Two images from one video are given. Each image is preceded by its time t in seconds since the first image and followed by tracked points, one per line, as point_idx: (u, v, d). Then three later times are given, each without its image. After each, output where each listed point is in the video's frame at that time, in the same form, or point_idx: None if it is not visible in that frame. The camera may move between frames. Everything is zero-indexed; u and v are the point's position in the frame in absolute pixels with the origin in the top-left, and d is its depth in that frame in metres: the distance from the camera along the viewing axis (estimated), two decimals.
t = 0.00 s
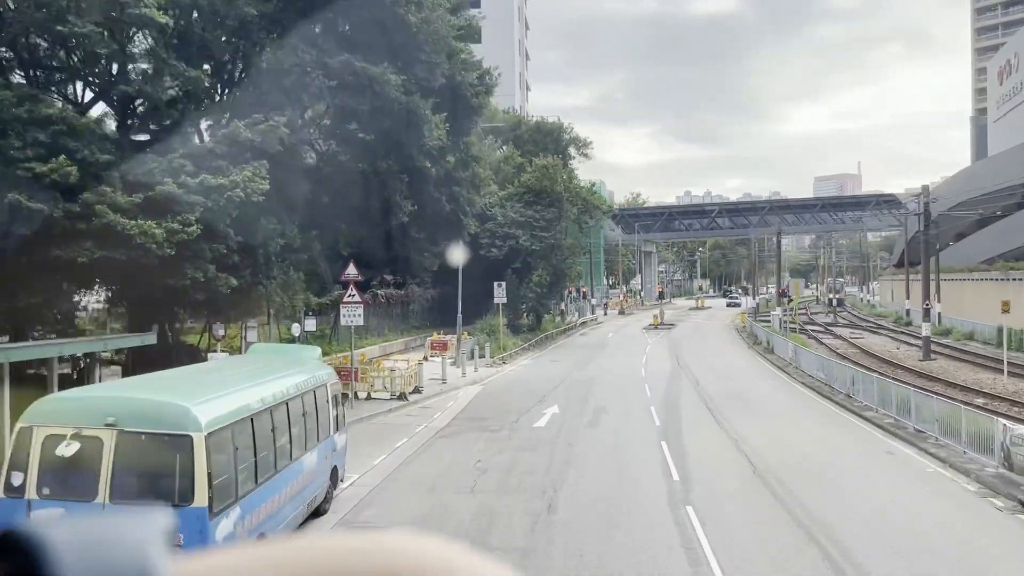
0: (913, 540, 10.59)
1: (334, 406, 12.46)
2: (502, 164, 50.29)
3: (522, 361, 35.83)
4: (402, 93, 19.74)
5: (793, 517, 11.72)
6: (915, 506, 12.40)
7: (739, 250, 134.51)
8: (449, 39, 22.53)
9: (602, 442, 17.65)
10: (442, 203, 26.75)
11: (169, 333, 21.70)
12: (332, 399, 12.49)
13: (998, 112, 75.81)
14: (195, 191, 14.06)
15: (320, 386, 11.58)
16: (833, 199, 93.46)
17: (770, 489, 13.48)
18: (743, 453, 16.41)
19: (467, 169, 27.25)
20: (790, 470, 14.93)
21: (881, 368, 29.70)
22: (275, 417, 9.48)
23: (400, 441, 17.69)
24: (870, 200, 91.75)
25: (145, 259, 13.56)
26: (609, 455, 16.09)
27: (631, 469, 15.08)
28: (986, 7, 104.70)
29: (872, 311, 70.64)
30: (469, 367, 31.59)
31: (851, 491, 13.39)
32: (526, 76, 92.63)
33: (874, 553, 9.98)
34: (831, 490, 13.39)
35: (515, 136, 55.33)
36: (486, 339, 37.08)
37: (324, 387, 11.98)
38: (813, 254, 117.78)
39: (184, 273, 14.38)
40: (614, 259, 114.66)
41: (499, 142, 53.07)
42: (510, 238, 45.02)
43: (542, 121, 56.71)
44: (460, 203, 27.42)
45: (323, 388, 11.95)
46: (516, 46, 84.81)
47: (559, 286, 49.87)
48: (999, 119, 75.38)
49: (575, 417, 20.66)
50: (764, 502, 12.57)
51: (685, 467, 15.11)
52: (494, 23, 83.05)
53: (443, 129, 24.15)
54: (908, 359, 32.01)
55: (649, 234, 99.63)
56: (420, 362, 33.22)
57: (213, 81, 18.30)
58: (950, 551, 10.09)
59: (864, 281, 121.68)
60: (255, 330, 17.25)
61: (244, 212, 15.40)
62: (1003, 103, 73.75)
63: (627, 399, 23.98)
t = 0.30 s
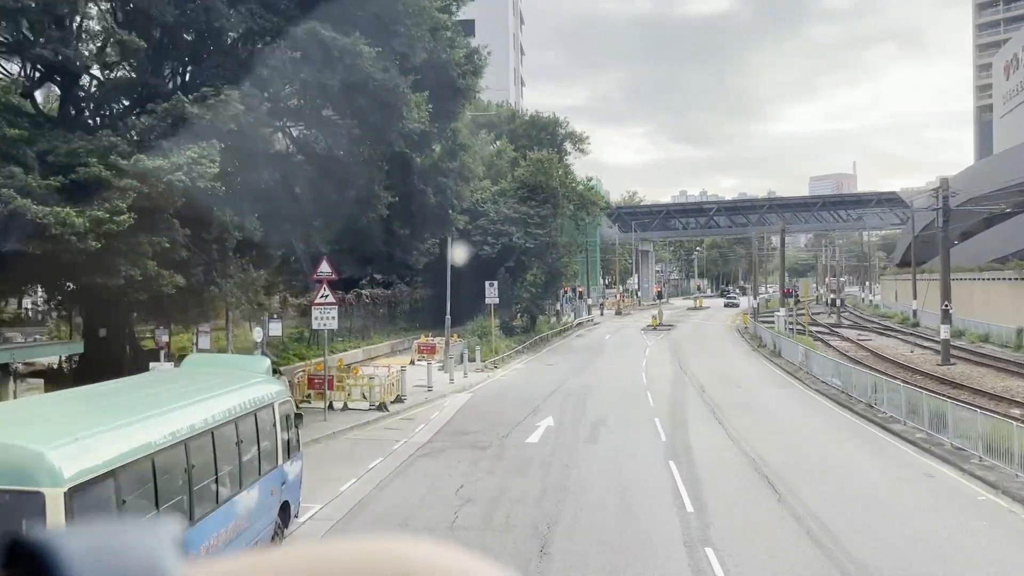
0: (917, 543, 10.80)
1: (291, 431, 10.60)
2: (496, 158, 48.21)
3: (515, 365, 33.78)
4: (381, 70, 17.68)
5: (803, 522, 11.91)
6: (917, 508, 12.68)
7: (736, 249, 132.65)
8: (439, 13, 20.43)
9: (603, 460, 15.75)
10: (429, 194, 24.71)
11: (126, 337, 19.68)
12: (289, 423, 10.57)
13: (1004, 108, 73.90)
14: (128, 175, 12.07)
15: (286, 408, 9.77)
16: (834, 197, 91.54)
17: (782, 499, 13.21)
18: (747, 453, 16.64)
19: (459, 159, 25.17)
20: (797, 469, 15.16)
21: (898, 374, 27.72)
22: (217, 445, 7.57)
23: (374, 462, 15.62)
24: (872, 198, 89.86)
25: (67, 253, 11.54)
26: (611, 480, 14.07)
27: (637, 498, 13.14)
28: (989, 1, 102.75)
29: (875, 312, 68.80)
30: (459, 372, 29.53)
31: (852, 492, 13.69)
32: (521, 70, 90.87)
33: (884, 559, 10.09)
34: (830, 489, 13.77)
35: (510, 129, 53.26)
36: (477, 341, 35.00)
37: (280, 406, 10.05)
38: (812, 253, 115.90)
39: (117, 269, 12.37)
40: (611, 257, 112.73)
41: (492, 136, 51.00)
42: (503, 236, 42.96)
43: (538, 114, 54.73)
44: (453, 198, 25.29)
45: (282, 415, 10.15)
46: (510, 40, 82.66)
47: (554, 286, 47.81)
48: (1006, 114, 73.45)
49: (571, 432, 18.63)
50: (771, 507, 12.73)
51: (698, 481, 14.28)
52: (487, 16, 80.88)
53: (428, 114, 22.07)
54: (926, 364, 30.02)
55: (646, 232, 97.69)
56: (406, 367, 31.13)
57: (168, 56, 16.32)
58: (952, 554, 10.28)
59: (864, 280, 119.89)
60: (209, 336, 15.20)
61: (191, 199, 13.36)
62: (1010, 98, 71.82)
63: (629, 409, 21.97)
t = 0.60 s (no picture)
0: (923, 545, 10.50)
1: (226, 467, 8.58)
2: (488, 152, 46.23)
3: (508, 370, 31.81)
4: (352, 43, 15.76)
5: (806, 523, 11.60)
6: (921, 508, 12.41)
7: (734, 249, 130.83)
8: None
9: (604, 484, 13.82)
10: (412, 186, 22.78)
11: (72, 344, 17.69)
12: (222, 456, 8.51)
13: (1010, 103, 72.21)
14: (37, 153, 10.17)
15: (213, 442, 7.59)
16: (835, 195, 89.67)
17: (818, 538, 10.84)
18: (755, 463, 15.79)
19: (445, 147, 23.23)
20: (799, 472, 14.95)
21: (917, 380, 25.85)
22: (96, 498, 5.67)
23: (341, 488, 13.63)
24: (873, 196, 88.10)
25: None
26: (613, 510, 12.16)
27: (643, 533, 11.23)
28: None
29: (879, 313, 67.03)
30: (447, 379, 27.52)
31: (851, 492, 13.47)
32: (516, 65, 89.11)
33: (890, 562, 9.76)
34: (829, 490, 13.55)
35: (503, 123, 51.41)
36: (467, 345, 33.00)
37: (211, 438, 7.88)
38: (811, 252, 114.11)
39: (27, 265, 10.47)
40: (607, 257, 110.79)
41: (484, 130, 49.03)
42: (496, 233, 40.97)
43: (532, 108, 52.86)
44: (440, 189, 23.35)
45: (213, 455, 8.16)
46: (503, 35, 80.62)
47: (549, 286, 45.85)
48: (1011, 110, 71.76)
49: (567, 449, 16.64)
50: (794, 530, 11.22)
51: (709, 505, 12.65)
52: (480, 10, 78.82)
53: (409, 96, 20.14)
54: (945, 368, 28.15)
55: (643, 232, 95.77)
56: (390, 372, 29.11)
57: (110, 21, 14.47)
58: (956, 557, 10.00)
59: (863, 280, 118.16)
60: (149, 344, 13.23)
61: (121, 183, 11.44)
62: (1016, 93, 70.11)
63: (631, 422, 19.99)
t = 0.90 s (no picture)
0: (926, 546, 10.62)
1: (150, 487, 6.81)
2: (481, 148, 44.49)
3: (500, 376, 30.00)
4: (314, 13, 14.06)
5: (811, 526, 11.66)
6: (921, 509, 12.58)
7: (731, 249, 129.41)
8: None
9: (604, 513, 12.05)
10: (395, 177, 21.05)
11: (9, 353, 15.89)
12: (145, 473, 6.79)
13: (1015, 100, 70.72)
14: None
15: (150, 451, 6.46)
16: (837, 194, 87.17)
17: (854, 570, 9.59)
18: (769, 480, 14.51)
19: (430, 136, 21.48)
20: (802, 474, 15.00)
21: (938, 386, 24.14)
22: None
23: (304, 517, 11.85)
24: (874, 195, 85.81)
25: None
26: (616, 548, 10.40)
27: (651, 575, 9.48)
28: None
29: (882, 314, 65.46)
30: (434, 386, 25.68)
31: (851, 493, 13.59)
32: (510, 64, 87.63)
33: (896, 564, 9.84)
34: (830, 492, 13.66)
35: (497, 120, 49.74)
36: (458, 349, 31.16)
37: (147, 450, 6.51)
38: (810, 252, 112.56)
39: None
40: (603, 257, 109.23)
41: (477, 125, 47.34)
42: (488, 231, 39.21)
43: (526, 104, 51.19)
44: (425, 181, 21.62)
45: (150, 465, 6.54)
46: (497, 33, 79.54)
47: (544, 287, 44.07)
48: (1016, 106, 70.22)
49: (564, 468, 14.87)
50: (825, 561, 9.94)
51: (727, 535, 11.10)
52: (474, 6, 77.30)
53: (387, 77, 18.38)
54: (966, 373, 26.41)
55: (639, 232, 94.25)
56: (375, 378, 27.26)
57: None
58: (957, 557, 10.14)
59: (863, 280, 116.57)
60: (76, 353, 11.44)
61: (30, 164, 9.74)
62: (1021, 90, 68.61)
63: (634, 435, 18.19)
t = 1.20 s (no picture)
0: (927, 546, 10.71)
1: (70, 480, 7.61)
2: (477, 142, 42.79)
3: (496, 381, 28.29)
4: None
5: (813, 525, 11.77)
6: (921, 508, 12.70)
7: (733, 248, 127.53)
8: None
9: (608, 550, 10.36)
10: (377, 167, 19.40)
11: None
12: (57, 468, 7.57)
13: None
14: None
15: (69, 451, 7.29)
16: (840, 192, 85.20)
17: None
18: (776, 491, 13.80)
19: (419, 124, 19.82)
20: (809, 480, 14.76)
21: (967, 394, 22.37)
22: None
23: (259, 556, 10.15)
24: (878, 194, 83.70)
25: None
26: None
27: None
28: None
29: (890, 315, 63.77)
30: (424, 394, 23.94)
31: (854, 495, 13.63)
32: (508, 59, 85.74)
33: (896, 563, 9.96)
34: (832, 493, 13.68)
35: (493, 113, 48.05)
36: (450, 353, 29.43)
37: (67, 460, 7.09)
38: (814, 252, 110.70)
39: None
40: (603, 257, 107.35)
41: (473, 119, 45.57)
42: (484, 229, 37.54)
43: (523, 97, 49.53)
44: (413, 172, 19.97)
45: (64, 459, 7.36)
46: (495, 26, 77.57)
47: (543, 287, 42.37)
48: None
49: (564, 495, 13.13)
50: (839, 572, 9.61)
51: None
52: None
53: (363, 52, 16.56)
54: (994, 380, 24.65)
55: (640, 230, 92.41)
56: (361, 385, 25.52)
57: None
58: (954, 556, 10.26)
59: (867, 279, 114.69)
60: None
61: None
62: None
63: (640, 453, 16.46)
